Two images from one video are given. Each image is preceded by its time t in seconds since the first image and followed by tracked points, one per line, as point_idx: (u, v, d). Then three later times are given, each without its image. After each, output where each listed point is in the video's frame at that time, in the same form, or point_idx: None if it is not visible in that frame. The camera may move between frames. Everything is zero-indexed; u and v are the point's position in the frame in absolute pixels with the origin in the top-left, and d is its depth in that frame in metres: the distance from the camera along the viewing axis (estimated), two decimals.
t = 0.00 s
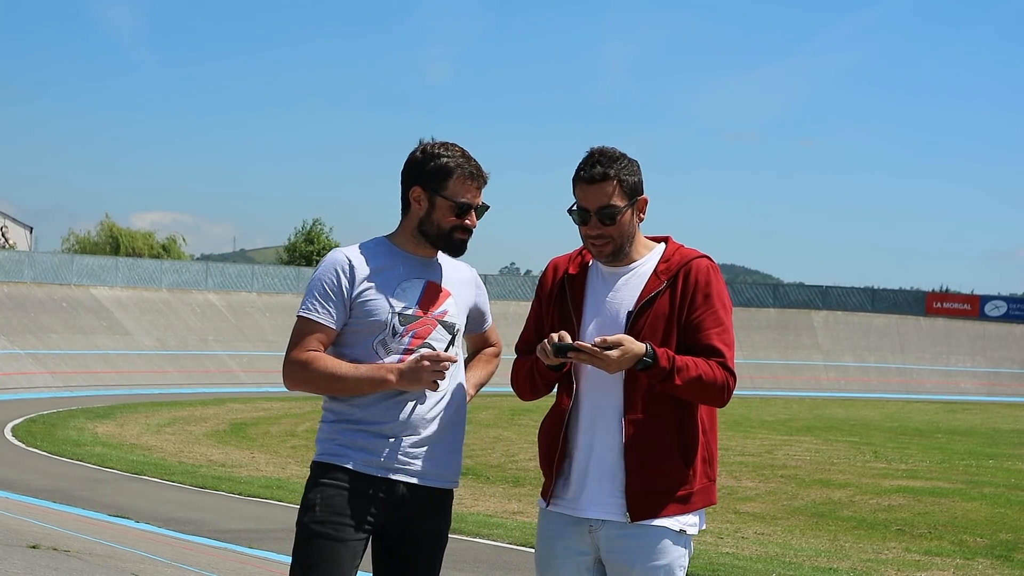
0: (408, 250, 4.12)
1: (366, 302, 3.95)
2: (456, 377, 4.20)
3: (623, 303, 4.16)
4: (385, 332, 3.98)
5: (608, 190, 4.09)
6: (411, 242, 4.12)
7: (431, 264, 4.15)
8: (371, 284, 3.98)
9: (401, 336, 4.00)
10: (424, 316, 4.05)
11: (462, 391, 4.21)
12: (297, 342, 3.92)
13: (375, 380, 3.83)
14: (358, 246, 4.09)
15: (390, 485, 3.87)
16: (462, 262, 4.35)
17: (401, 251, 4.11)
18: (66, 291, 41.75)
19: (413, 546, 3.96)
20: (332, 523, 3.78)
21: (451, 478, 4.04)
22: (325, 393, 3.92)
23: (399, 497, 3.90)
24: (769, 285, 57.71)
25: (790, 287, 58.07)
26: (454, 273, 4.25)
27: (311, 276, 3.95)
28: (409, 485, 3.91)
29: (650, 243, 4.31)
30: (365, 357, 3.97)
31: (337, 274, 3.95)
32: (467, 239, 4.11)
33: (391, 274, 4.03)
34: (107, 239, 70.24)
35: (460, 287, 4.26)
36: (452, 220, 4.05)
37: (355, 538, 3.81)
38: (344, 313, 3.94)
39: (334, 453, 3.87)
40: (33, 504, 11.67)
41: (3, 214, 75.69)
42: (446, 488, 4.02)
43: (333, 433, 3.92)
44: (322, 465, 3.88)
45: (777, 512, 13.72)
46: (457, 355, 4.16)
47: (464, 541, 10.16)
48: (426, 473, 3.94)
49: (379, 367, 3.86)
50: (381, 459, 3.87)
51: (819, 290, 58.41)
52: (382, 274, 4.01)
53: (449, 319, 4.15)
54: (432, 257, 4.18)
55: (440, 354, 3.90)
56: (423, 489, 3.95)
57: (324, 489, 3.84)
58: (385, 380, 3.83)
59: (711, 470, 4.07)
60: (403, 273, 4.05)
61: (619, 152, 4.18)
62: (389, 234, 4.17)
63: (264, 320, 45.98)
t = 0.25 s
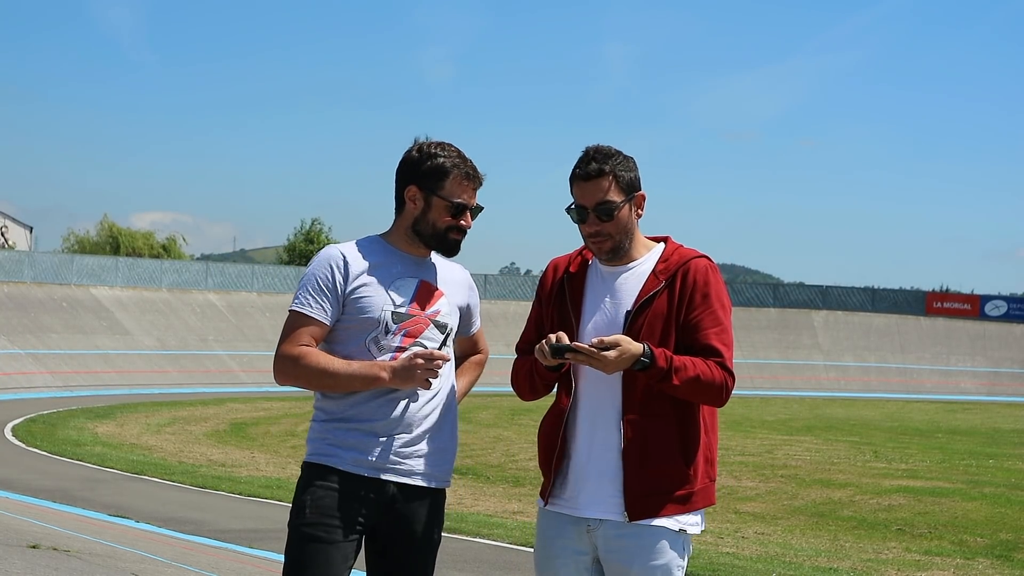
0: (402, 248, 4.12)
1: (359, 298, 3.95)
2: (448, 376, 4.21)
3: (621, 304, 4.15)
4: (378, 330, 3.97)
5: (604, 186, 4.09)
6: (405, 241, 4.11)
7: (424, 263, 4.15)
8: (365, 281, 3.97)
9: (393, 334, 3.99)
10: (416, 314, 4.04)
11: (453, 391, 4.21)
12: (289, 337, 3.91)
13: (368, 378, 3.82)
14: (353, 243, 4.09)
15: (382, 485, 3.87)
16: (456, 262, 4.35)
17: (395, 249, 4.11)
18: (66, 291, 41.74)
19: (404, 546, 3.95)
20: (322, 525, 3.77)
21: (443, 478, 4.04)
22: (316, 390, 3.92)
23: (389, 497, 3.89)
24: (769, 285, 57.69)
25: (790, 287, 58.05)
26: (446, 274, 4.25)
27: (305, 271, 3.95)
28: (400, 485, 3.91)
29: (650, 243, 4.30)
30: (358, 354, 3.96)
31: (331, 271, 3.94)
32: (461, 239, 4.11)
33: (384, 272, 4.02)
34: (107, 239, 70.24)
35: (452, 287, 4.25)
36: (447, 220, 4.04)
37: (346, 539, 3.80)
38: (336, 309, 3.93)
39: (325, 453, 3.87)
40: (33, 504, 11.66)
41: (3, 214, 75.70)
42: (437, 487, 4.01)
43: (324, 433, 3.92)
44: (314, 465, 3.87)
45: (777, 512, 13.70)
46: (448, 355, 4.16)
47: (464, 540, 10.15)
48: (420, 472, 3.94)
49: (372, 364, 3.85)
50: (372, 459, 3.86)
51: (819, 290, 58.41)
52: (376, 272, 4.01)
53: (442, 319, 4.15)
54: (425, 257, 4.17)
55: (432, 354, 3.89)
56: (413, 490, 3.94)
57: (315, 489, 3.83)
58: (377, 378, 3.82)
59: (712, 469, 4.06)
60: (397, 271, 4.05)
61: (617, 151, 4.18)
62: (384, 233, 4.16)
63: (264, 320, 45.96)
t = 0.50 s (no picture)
0: (403, 250, 4.11)
1: (361, 302, 3.95)
2: (449, 377, 4.21)
3: (616, 303, 4.15)
4: (379, 333, 3.98)
5: (601, 180, 4.11)
6: (407, 243, 4.11)
7: (426, 265, 4.15)
8: (367, 284, 3.97)
9: (394, 338, 4.00)
10: (418, 318, 4.04)
11: (454, 388, 4.20)
12: (292, 341, 3.91)
13: (370, 382, 3.82)
14: (355, 245, 4.08)
15: (384, 487, 3.87)
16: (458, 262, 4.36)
17: (397, 250, 4.10)
18: (66, 290, 41.74)
19: (408, 545, 3.95)
20: (324, 528, 3.79)
21: (445, 477, 4.04)
22: (319, 393, 3.92)
23: (392, 498, 3.89)
24: (769, 285, 57.71)
25: (790, 287, 58.05)
26: (448, 275, 4.25)
27: (307, 274, 3.94)
28: (403, 486, 3.91)
29: (645, 242, 4.30)
30: (359, 358, 3.97)
31: (334, 273, 3.93)
32: (463, 242, 4.11)
33: (387, 275, 4.01)
34: (107, 239, 70.24)
35: (454, 289, 4.25)
36: (450, 223, 4.05)
37: (349, 542, 3.81)
38: (339, 311, 3.93)
39: (327, 458, 3.88)
40: (33, 504, 11.66)
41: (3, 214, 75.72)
42: (439, 487, 4.02)
43: (326, 439, 3.93)
44: (317, 470, 3.89)
45: (777, 512, 13.70)
46: (449, 358, 4.16)
47: (464, 540, 10.16)
48: (423, 472, 3.94)
49: (375, 368, 3.84)
50: (375, 462, 3.86)
51: (819, 290, 58.42)
52: (378, 275, 4.00)
53: (444, 321, 4.15)
54: (427, 259, 4.16)
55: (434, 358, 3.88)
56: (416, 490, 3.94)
57: (318, 493, 3.85)
58: (378, 383, 3.82)
59: (706, 469, 4.05)
60: (399, 275, 4.04)
61: (614, 149, 4.22)
62: (386, 234, 4.16)
63: (264, 320, 45.96)
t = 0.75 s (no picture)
0: (407, 255, 4.10)
1: (365, 311, 3.94)
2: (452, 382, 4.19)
3: (609, 303, 4.15)
4: (383, 342, 3.96)
5: (595, 180, 4.11)
6: (410, 248, 4.09)
7: (430, 271, 4.12)
8: (371, 292, 3.96)
9: (397, 346, 3.98)
10: (422, 327, 4.02)
11: (457, 390, 4.18)
12: (295, 350, 3.90)
13: (372, 391, 3.80)
14: (359, 250, 4.06)
15: (391, 489, 3.85)
16: (466, 265, 4.34)
17: (401, 256, 4.08)
18: (66, 291, 41.75)
19: (416, 543, 3.96)
20: (332, 530, 3.78)
21: (450, 478, 4.03)
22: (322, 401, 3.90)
23: (400, 498, 3.88)
24: (769, 285, 57.71)
25: (790, 287, 58.04)
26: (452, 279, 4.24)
27: (311, 281, 3.93)
28: (409, 487, 3.90)
29: (639, 242, 4.30)
30: (363, 367, 3.96)
31: (338, 281, 3.92)
32: (467, 250, 4.10)
33: (390, 283, 4.00)
34: (107, 239, 70.26)
35: (459, 295, 4.23)
36: (454, 229, 4.03)
37: (357, 542, 3.80)
38: (341, 320, 3.91)
39: (332, 462, 3.85)
40: (33, 504, 11.65)
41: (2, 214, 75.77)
42: (443, 488, 4.00)
43: (332, 443, 3.90)
44: (325, 472, 3.86)
45: (777, 512, 13.69)
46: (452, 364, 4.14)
47: (464, 541, 10.15)
48: (428, 476, 3.93)
49: (377, 377, 3.83)
50: (380, 466, 3.84)
51: (819, 290, 58.41)
52: (382, 282, 3.99)
53: (448, 328, 4.12)
54: (431, 264, 4.15)
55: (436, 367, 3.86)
56: (424, 491, 3.94)
57: (326, 494, 3.83)
58: (381, 392, 3.80)
59: (700, 467, 4.05)
60: (401, 282, 4.02)
61: (610, 150, 4.21)
62: (389, 238, 4.14)
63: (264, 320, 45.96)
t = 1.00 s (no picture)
0: (408, 256, 4.09)
1: (367, 313, 3.94)
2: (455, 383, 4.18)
3: (605, 303, 4.15)
4: (387, 343, 3.96)
5: (591, 183, 4.09)
6: (410, 249, 4.09)
7: (431, 270, 4.12)
8: (373, 292, 3.96)
9: (401, 347, 3.98)
10: (424, 327, 4.02)
11: (460, 389, 4.17)
12: (298, 353, 3.90)
13: (376, 393, 3.80)
14: (359, 251, 4.07)
15: (395, 490, 3.85)
16: (466, 264, 4.34)
17: (401, 257, 4.08)
18: (66, 290, 41.74)
19: (420, 543, 3.96)
20: (335, 530, 3.78)
21: (454, 478, 4.03)
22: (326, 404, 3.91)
23: (403, 499, 3.88)
24: (769, 285, 57.70)
25: (791, 287, 58.02)
26: (453, 277, 4.23)
27: (312, 284, 3.93)
28: (413, 488, 3.89)
29: (635, 242, 4.29)
30: (365, 368, 3.96)
31: (339, 283, 3.92)
32: (466, 249, 4.10)
33: (390, 285, 4.00)
34: (106, 239, 70.25)
35: (459, 293, 4.23)
36: (454, 228, 4.03)
37: (358, 547, 3.79)
38: (344, 322, 3.92)
39: (337, 465, 3.85)
40: (33, 504, 11.65)
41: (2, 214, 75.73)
42: (447, 488, 3.99)
43: (336, 445, 3.89)
44: (330, 476, 3.85)
45: (777, 512, 13.68)
46: (455, 365, 4.13)
47: (464, 541, 10.15)
48: (432, 477, 3.93)
49: (380, 379, 3.83)
50: (386, 468, 3.84)
51: (819, 290, 58.40)
52: (382, 284, 3.98)
53: (449, 326, 4.12)
54: (431, 263, 4.14)
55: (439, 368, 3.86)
56: (429, 491, 3.94)
57: (329, 497, 3.83)
58: (385, 394, 3.80)
59: (697, 467, 4.05)
60: (401, 282, 4.02)
61: (606, 149, 4.20)
62: (389, 239, 4.14)
63: (264, 320, 45.94)
